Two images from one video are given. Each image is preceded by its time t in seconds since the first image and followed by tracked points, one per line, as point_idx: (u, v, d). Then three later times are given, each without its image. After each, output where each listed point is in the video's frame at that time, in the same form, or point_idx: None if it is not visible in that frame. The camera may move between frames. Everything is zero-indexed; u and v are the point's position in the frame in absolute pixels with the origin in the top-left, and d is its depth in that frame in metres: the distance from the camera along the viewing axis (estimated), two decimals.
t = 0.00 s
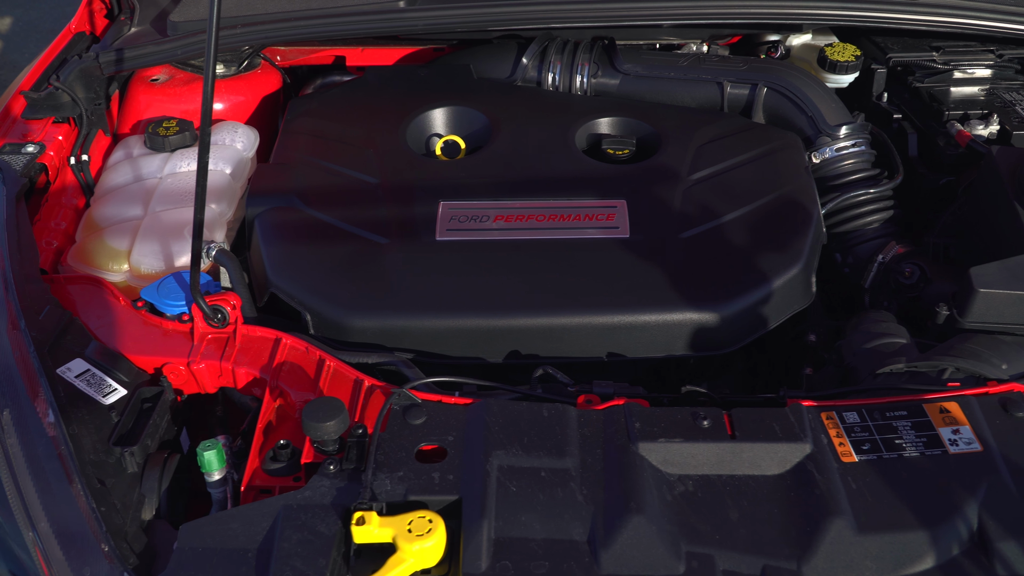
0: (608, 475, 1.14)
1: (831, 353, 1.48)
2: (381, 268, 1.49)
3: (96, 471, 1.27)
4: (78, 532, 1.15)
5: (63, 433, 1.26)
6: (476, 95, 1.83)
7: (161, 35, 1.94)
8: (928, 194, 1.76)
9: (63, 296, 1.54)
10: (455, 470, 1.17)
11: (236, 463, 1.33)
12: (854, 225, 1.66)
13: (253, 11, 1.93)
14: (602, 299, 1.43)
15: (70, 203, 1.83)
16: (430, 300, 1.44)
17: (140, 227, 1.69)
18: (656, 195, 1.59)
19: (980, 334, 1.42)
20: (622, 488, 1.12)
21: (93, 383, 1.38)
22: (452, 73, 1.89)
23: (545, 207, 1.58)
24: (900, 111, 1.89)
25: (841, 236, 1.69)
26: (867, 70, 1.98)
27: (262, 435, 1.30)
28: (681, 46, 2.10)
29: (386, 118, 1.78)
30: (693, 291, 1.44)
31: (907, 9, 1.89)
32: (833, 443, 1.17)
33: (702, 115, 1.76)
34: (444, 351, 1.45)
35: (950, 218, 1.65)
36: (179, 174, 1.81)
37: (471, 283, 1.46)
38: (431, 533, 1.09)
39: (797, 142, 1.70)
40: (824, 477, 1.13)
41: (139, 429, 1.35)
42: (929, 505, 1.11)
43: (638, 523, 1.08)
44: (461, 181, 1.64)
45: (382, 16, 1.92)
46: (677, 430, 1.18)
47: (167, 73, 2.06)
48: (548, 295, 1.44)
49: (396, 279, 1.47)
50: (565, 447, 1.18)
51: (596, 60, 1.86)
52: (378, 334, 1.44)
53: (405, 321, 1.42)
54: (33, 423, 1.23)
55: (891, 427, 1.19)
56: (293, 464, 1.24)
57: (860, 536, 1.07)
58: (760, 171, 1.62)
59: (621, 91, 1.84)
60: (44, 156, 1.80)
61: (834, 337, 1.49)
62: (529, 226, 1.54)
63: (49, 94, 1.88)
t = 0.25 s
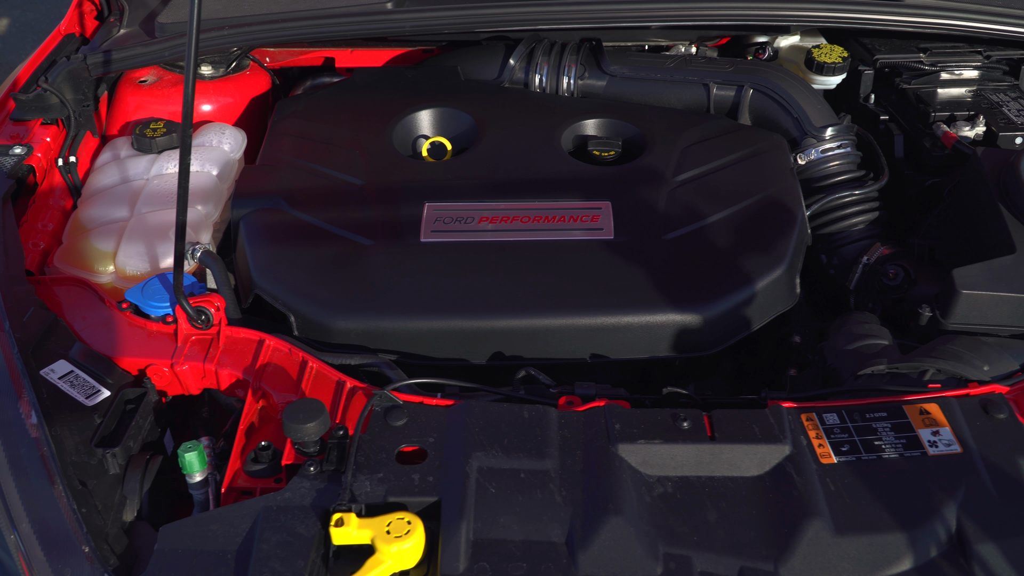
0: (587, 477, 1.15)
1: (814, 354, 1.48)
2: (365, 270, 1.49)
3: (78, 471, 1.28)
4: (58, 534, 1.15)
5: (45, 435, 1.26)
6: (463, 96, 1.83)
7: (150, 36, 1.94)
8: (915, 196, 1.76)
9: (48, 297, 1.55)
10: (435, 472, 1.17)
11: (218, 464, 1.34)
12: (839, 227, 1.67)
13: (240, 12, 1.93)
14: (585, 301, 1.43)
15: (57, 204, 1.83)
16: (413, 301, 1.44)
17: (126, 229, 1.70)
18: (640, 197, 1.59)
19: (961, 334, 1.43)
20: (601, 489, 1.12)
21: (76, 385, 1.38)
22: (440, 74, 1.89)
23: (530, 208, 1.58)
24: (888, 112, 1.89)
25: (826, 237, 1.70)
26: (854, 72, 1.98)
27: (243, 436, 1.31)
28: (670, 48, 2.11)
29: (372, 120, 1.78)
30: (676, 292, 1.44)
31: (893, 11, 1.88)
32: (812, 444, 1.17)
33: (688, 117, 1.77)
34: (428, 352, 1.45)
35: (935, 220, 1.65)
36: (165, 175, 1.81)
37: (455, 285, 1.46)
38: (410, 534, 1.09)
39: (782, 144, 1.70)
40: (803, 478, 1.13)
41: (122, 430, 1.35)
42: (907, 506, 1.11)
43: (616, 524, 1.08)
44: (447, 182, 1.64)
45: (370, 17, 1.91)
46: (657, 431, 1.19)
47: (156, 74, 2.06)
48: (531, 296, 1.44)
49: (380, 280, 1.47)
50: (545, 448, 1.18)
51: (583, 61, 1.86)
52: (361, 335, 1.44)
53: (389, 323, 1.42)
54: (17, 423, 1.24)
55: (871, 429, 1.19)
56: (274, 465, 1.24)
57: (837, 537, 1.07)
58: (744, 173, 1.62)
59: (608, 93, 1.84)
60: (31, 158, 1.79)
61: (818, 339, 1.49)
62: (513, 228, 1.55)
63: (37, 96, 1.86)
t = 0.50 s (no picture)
0: (567, 478, 1.15)
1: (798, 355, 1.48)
2: (350, 271, 1.49)
3: (61, 472, 1.27)
4: (39, 537, 1.14)
5: (27, 436, 1.25)
6: (450, 98, 1.83)
7: (138, 37, 1.94)
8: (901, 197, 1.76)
9: (33, 298, 1.55)
10: (415, 473, 1.17)
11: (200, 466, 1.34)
12: (825, 228, 1.67)
13: (228, 13, 1.94)
14: (569, 302, 1.43)
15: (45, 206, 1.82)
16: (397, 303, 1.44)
17: (111, 230, 1.70)
18: (625, 198, 1.60)
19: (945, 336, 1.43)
20: (580, 491, 1.12)
21: (59, 386, 1.38)
22: (427, 75, 1.89)
23: (515, 209, 1.58)
24: (875, 114, 1.89)
25: (812, 239, 1.70)
26: (842, 73, 1.98)
27: (225, 438, 1.31)
28: (658, 49, 2.10)
29: (359, 121, 1.78)
30: (660, 294, 1.44)
31: (880, 12, 1.89)
32: (792, 445, 1.18)
33: (674, 118, 1.77)
34: (412, 353, 1.45)
35: (921, 221, 1.65)
36: (152, 177, 1.82)
37: (439, 286, 1.46)
38: (388, 536, 1.09)
39: (768, 145, 1.70)
40: (781, 479, 1.13)
41: (105, 431, 1.35)
42: (885, 507, 1.11)
43: (594, 526, 1.08)
44: (433, 183, 1.64)
45: (357, 19, 1.91)
46: (637, 433, 1.19)
47: (145, 75, 2.06)
48: (515, 298, 1.44)
49: (364, 282, 1.47)
50: (525, 450, 1.18)
51: (570, 63, 1.86)
52: (345, 336, 1.44)
53: (372, 324, 1.42)
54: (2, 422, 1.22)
55: (850, 430, 1.19)
56: (255, 466, 1.25)
57: (815, 538, 1.07)
58: (730, 174, 1.63)
59: (595, 94, 1.84)
60: (18, 159, 1.80)
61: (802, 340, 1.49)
62: (498, 229, 1.55)
63: (26, 97, 1.87)
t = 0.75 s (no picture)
0: (545, 480, 1.15)
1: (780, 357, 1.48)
2: (333, 273, 1.49)
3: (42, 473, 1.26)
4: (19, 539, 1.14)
5: (8, 436, 1.24)
6: (436, 99, 1.83)
7: (126, 39, 1.94)
8: (887, 199, 1.76)
9: (17, 299, 1.55)
10: (393, 474, 1.18)
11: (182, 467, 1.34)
12: (810, 229, 1.67)
13: (216, 15, 1.94)
14: (551, 304, 1.43)
15: (33, 207, 1.82)
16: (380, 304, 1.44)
17: (97, 232, 1.70)
18: (609, 200, 1.60)
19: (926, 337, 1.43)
20: (557, 492, 1.12)
21: (42, 387, 1.39)
22: (414, 77, 1.89)
23: (499, 211, 1.58)
24: (861, 115, 1.89)
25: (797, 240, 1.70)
26: (828, 75, 1.98)
27: (206, 439, 1.31)
28: (646, 50, 2.11)
29: (345, 122, 1.78)
30: (642, 295, 1.44)
31: (865, 14, 1.89)
32: (770, 447, 1.18)
33: (660, 119, 1.77)
34: (395, 355, 1.45)
35: (905, 222, 1.65)
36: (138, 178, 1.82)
37: (422, 288, 1.46)
38: (366, 537, 1.10)
39: (753, 146, 1.70)
40: (759, 480, 1.13)
41: (87, 432, 1.35)
42: (862, 508, 1.11)
43: (571, 527, 1.08)
44: (417, 185, 1.64)
45: (344, 20, 1.92)
46: (616, 434, 1.19)
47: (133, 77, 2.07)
48: (497, 299, 1.44)
49: (347, 283, 1.47)
50: (504, 451, 1.18)
51: (556, 64, 1.86)
52: (327, 338, 1.44)
53: (355, 325, 1.43)
54: None
55: (829, 431, 1.20)
56: (235, 467, 1.25)
57: (791, 540, 1.07)
58: (714, 176, 1.63)
59: (581, 95, 1.85)
60: (7, 160, 1.80)
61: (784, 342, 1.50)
62: (482, 231, 1.55)
63: (13, 98, 1.87)
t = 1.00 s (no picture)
0: (520, 481, 1.15)
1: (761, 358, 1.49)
2: (315, 274, 1.49)
3: (21, 475, 1.26)
4: None
5: None
6: (421, 100, 1.83)
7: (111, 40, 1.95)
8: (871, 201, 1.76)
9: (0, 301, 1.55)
10: (370, 476, 1.18)
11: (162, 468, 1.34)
12: (793, 230, 1.67)
13: (202, 16, 1.94)
14: (532, 305, 1.43)
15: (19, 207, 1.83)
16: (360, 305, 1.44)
17: (81, 233, 1.70)
18: (592, 201, 1.60)
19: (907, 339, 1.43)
20: (533, 493, 1.12)
21: (23, 389, 1.38)
22: (399, 78, 1.89)
23: (482, 212, 1.59)
24: (846, 117, 1.89)
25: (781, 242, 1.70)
26: (814, 76, 1.98)
27: (185, 440, 1.31)
28: (633, 52, 2.11)
29: (329, 123, 1.78)
30: (623, 297, 1.44)
31: (850, 15, 1.88)
32: (746, 448, 1.18)
33: (644, 121, 1.77)
34: (376, 356, 1.45)
35: (888, 224, 1.65)
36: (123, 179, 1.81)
37: (403, 289, 1.46)
38: (341, 538, 1.10)
39: (737, 148, 1.71)
40: (734, 481, 1.14)
41: (67, 433, 1.35)
42: (837, 509, 1.11)
43: (545, 528, 1.08)
44: (401, 186, 1.64)
45: (330, 21, 1.92)
46: (592, 435, 1.19)
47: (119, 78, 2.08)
48: (478, 300, 1.44)
49: (328, 284, 1.47)
50: (481, 452, 1.18)
51: (541, 66, 1.86)
52: (308, 339, 1.44)
53: (335, 326, 1.43)
54: None
55: (805, 432, 1.20)
56: (213, 469, 1.25)
57: (765, 541, 1.07)
58: (697, 177, 1.64)
59: (566, 97, 1.85)
60: None
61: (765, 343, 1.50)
62: (464, 232, 1.55)
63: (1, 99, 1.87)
